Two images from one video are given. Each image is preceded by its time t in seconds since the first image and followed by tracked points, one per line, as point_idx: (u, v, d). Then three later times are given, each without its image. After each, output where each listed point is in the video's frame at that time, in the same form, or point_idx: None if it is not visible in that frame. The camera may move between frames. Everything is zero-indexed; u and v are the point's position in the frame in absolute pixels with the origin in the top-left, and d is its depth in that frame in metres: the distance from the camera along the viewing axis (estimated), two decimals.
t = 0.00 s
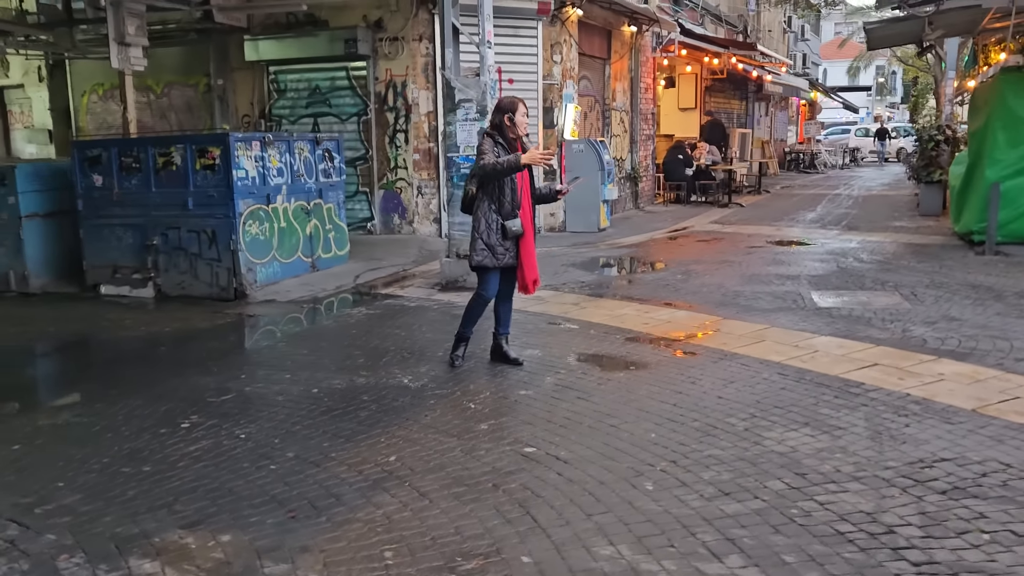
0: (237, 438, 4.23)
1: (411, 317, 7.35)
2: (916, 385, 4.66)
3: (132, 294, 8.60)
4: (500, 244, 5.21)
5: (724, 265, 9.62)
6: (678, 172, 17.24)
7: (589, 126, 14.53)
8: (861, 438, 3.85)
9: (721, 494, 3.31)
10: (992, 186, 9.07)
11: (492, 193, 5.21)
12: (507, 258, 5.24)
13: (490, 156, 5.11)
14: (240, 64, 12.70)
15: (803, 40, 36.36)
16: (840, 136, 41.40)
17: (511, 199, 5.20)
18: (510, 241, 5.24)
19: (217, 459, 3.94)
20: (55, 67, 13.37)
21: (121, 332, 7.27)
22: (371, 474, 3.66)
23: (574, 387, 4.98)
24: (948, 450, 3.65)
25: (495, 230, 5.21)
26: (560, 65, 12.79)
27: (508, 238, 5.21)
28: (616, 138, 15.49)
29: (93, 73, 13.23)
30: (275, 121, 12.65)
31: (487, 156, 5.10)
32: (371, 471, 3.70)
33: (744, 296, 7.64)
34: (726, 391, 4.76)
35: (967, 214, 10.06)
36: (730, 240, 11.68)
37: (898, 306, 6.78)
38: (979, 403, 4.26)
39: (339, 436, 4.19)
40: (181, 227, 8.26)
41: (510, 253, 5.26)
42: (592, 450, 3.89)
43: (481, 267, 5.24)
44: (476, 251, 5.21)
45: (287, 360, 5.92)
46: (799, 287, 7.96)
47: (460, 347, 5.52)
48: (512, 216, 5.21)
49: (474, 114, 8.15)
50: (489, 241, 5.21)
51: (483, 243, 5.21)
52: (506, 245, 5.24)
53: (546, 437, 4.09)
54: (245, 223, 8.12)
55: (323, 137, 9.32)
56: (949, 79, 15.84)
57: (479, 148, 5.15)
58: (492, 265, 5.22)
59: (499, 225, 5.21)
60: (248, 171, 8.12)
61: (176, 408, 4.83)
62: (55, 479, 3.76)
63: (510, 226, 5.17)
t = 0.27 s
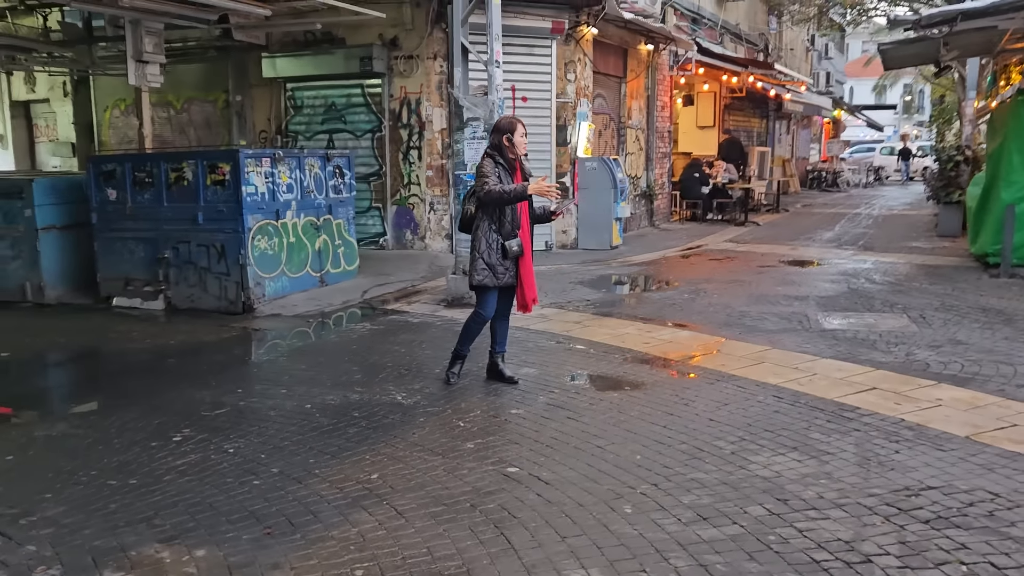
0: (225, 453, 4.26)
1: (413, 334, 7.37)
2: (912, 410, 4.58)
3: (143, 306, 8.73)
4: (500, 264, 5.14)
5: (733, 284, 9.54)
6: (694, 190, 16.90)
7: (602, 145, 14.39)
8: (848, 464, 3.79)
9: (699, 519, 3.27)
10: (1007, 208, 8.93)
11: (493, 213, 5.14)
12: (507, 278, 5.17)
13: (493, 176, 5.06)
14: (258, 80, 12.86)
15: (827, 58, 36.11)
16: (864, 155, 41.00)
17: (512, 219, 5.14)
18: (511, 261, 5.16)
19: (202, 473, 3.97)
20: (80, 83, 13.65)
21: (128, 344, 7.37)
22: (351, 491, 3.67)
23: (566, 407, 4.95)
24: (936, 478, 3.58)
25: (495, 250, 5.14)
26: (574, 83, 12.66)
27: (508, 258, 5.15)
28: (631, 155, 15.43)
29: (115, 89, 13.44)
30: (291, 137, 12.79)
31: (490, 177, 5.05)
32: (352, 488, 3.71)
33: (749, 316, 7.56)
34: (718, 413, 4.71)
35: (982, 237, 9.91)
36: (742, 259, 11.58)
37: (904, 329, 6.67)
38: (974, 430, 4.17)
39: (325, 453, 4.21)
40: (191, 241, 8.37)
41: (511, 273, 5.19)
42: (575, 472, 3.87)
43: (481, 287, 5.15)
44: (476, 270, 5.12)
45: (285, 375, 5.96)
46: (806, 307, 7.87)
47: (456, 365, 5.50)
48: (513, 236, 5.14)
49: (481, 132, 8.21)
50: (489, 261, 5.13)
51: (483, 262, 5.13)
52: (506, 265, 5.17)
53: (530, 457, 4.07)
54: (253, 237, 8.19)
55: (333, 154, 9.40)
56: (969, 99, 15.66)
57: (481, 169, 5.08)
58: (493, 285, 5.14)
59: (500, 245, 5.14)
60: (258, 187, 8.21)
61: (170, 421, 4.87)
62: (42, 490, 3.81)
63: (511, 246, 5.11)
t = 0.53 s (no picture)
0: (216, 464, 4.32)
1: (416, 351, 7.42)
2: (905, 436, 4.54)
3: (155, 320, 8.88)
4: (496, 283, 5.18)
5: (741, 307, 9.48)
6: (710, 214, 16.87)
7: (616, 168, 14.47)
8: (833, 489, 3.77)
9: (676, 540, 3.28)
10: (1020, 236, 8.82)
11: (489, 232, 5.19)
12: (503, 297, 5.20)
13: (489, 197, 5.11)
14: (276, 100, 13.10)
15: (850, 84, 35.96)
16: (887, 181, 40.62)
17: (507, 238, 5.18)
18: (506, 280, 5.20)
19: (191, 483, 4.02)
20: (104, 101, 13.99)
21: (137, 357, 7.49)
22: (335, 504, 3.71)
23: (558, 425, 4.96)
24: (919, 505, 3.55)
25: (491, 269, 5.19)
26: (587, 105, 12.74)
27: (504, 276, 5.19)
28: (645, 178, 15.35)
29: (138, 108, 13.80)
30: (308, 156, 12.99)
31: (486, 198, 5.10)
32: (336, 501, 3.75)
33: (753, 339, 7.52)
34: (709, 435, 4.69)
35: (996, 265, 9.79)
36: (753, 283, 11.50)
37: (909, 355, 6.60)
38: (965, 458, 4.12)
39: (314, 467, 4.25)
40: (202, 257, 8.51)
41: (506, 291, 5.22)
42: (557, 490, 3.87)
43: (477, 305, 5.19)
44: (472, 288, 5.17)
45: (285, 390, 6.02)
46: (812, 332, 7.80)
47: (452, 382, 5.53)
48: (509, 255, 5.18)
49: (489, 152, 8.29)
50: (485, 279, 5.17)
51: (479, 281, 5.18)
52: (502, 283, 5.21)
53: (515, 475, 4.08)
54: (262, 253, 8.32)
55: (344, 173, 9.54)
56: (989, 126, 15.52)
57: (477, 190, 5.13)
58: (488, 303, 5.18)
59: (496, 263, 5.19)
60: (268, 205, 8.36)
61: (166, 433, 4.94)
62: (35, 496, 3.89)
63: (507, 265, 5.15)
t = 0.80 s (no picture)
0: (206, 493, 4.41)
1: (416, 390, 7.50)
2: (891, 491, 4.54)
3: (164, 351, 9.04)
4: (488, 326, 5.29)
5: (744, 357, 9.50)
6: (720, 264, 16.82)
7: (627, 216, 14.61)
8: (810, 540, 3.79)
9: None
10: None
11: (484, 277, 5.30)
12: (494, 339, 5.31)
13: (484, 242, 5.23)
14: (296, 141, 13.46)
15: (867, 139, 36.14)
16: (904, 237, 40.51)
17: (501, 283, 5.29)
18: (498, 323, 5.31)
19: (180, 511, 4.11)
20: (130, 136, 14.38)
21: (143, 386, 7.63)
22: (317, 537, 3.78)
23: (546, 468, 5.00)
24: (895, 560, 3.56)
25: (484, 311, 5.30)
26: (599, 154, 12.99)
27: (497, 319, 5.30)
28: (657, 228, 15.42)
29: (162, 143, 14.06)
30: (324, 195, 13.23)
31: (479, 245, 5.22)
32: (319, 534, 3.82)
33: (752, 389, 7.53)
34: (695, 482, 4.72)
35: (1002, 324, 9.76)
36: (760, 334, 11.49)
37: (906, 411, 6.60)
38: (948, 516, 4.12)
39: (301, 499, 4.33)
40: (213, 290, 8.69)
41: (498, 334, 5.33)
42: (537, 531, 3.91)
43: (468, 346, 5.30)
44: (464, 329, 5.29)
45: (283, 424, 6.11)
46: (812, 384, 7.80)
47: (446, 422, 5.59)
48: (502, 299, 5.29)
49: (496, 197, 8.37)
50: (478, 321, 5.29)
51: (471, 322, 5.30)
52: (495, 326, 5.32)
53: (498, 515, 4.13)
54: (271, 289, 8.50)
55: (356, 213, 9.74)
56: (1001, 185, 15.55)
57: (472, 236, 5.25)
58: (480, 344, 5.29)
59: (489, 306, 5.30)
60: (279, 241, 8.56)
61: (162, 462, 5.04)
62: (27, 518, 3.99)
63: (500, 308, 5.26)
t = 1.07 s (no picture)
0: (206, 527, 4.49)
1: (423, 433, 7.56)
2: (888, 554, 4.51)
3: (179, 385, 9.18)
4: (489, 370, 5.38)
5: (755, 412, 9.45)
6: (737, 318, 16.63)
7: (644, 267, 14.33)
8: None
9: None
10: None
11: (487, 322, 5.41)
12: (495, 384, 5.39)
13: (488, 290, 5.37)
14: (322, 182, 13.72)
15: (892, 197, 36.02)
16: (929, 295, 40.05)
17: (504, 329, 5.38)
18: (499, 368, 5.39)
19: (179, 545, 4.19)
20: (161, 174, 14.79)
21: (156, 419, 7.77)
22: None
23: (544, 516, 5.02)
24: None
25: (486, 356, 5.39)
26: (618, 205, 12.85)
27: (498, 364, 5.38)
28: (674, 279, 15.16)
29: (191, 183, 14.50)
30: (346, 237, 13.46)
31: (483, 292, 5.36)
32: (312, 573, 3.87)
33: (759, 444, 7.49)
34: (691, 536, 4.72)
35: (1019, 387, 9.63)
36: (773, 389, 11.42)
37: (913, 473, 6.53)
38: None
39: (298, 537, 4.39)
40: (230, 327, 8.86)
41: (499, 379, 5.41)
42: None
43: (469, 389, 5.38)
44: (465, 373, 5.39)
45: (288, 462, 6.19)
46: (820, 441, 7.75)
47: (448, 466, 5.62)
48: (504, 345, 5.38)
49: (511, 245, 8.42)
50: (479, 365, 5.39)
51: (473, 366, 5.40)
52: (496, 371, 5.40)
53: (491, 561, 4.16)
54: (287, 328, 8.66)
55: (374, 256, 9.91)
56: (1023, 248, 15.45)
57: (477, 283, 5.40)
58: (480, 389, 5.37)
59: (491, 352, 5.38)
60: (297, 281, 8.74)
61: (166, 495, 5.13)
62: (31, 546, 4.09)
63: (501, 353, 5.34)
